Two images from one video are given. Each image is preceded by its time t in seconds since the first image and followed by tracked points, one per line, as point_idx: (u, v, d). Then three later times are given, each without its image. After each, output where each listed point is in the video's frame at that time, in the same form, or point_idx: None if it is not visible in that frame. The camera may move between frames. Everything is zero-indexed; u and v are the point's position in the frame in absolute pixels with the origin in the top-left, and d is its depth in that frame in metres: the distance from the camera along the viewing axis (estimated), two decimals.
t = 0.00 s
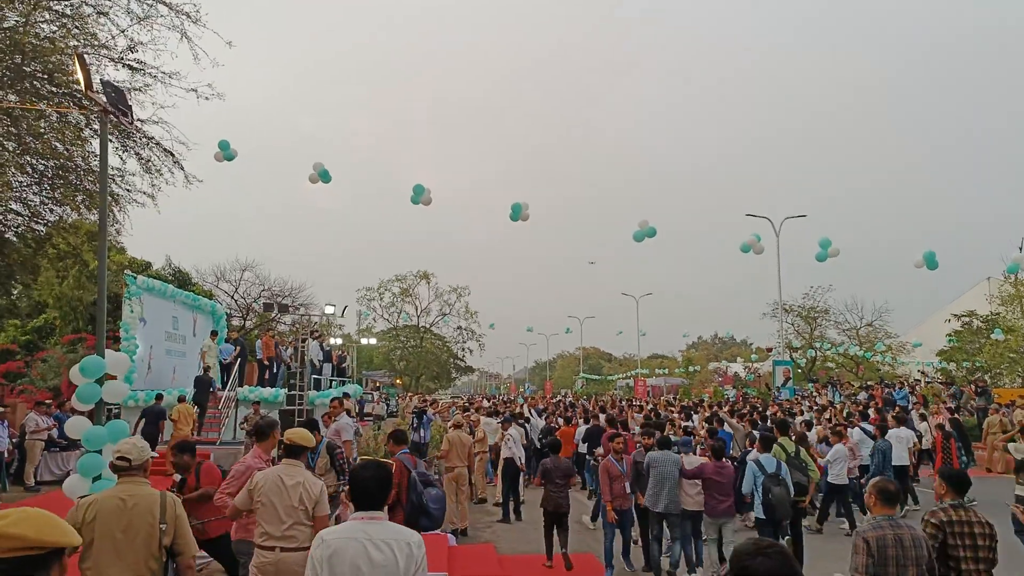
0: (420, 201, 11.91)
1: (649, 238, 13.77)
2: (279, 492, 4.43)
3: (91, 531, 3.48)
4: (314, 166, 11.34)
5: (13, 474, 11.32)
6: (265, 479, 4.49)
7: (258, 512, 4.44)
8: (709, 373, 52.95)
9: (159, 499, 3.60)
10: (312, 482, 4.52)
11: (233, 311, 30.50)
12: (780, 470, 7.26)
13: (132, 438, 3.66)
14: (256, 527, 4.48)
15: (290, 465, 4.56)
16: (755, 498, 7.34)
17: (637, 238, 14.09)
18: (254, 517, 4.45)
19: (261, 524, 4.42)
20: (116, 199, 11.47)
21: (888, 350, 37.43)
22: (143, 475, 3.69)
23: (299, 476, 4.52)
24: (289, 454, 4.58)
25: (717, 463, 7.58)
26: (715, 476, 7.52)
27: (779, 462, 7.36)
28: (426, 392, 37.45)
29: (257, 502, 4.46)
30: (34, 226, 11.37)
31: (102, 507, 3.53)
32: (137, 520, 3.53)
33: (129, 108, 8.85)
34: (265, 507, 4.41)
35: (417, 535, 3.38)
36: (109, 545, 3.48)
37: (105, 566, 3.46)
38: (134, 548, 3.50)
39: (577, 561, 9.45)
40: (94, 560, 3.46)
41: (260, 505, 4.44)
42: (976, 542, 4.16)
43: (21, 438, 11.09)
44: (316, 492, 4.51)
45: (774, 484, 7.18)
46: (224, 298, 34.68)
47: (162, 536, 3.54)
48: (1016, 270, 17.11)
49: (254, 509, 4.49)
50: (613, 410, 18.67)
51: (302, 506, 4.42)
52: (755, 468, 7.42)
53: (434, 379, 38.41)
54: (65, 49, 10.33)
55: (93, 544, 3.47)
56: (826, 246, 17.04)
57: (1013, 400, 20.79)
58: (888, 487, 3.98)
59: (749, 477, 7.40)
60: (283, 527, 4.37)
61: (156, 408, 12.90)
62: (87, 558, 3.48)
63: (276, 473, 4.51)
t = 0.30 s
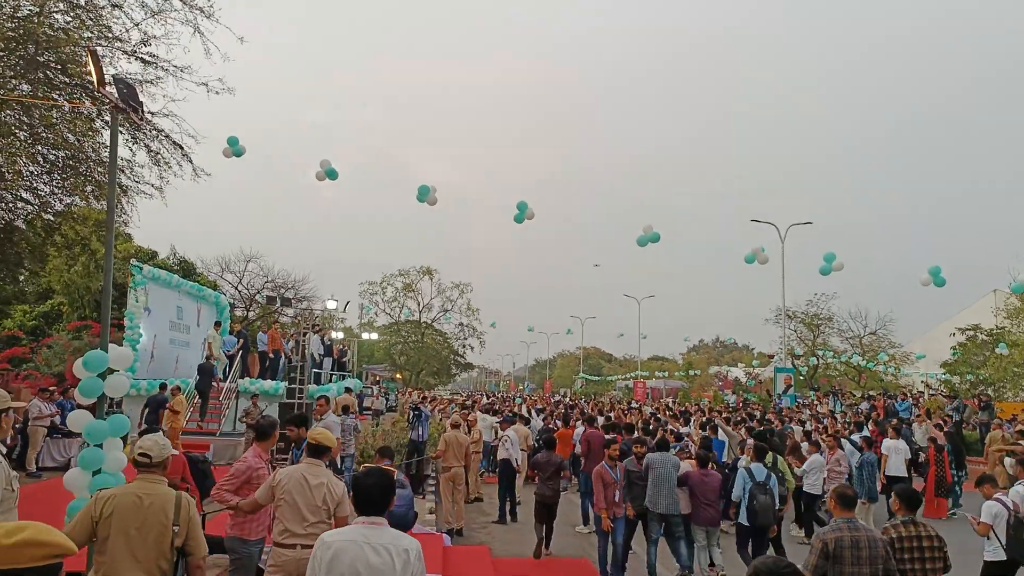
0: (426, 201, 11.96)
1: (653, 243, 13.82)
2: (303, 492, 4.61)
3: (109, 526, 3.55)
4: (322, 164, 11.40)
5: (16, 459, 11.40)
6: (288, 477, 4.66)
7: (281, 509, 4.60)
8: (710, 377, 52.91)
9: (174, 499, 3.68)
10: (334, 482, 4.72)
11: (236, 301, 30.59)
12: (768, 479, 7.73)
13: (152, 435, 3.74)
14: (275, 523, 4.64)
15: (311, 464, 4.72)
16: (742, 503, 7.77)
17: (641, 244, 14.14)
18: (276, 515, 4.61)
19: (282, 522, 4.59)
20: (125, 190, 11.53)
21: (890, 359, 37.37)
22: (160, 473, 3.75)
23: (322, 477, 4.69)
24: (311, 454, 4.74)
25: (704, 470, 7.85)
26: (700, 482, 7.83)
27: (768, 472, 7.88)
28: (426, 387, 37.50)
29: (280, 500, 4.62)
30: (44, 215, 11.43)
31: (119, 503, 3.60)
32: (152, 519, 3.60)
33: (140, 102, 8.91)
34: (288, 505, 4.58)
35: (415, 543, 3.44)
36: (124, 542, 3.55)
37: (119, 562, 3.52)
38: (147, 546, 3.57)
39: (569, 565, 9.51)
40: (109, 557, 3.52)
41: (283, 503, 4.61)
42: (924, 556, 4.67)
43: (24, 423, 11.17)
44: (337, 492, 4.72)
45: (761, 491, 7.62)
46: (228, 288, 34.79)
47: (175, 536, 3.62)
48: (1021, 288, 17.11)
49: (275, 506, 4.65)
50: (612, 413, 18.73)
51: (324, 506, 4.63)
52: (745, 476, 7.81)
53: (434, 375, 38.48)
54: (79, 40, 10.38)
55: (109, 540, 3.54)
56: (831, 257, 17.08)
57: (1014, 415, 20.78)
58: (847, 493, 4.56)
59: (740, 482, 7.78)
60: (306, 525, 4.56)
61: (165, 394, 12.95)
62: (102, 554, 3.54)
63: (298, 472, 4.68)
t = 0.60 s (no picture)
0: (435, 203, 11.96)
1: (660, 254, 13.80)
2: (322, 490, 4.65)
3: (124, 519, 3.55)
4: (333, 162, 11.42)
5: (21, 446, 11.44)
6: (306, 475, 4.68)
7: (298, 507, 4.62)
8: (714, 383, 52.76)
9: (188, 497, 3.72)
10: (349, 483, 4.81)
11: (243, 295, 30.67)
12: (758, 485, 8.00)
13: (170, 431, 3.75)
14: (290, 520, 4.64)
15: (325, 463, 4.77)
16: (732, 510, 7.99)
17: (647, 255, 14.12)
18: (292, 511, 4.63)
19: (299, 519, 4.61)
20: (136, 182, 11.57)
21: (897, 371, 37.17)
22: (175, 470, 3.77)
23: (340, 477, 4.75)
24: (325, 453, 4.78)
25: (700, 476, 8.27)
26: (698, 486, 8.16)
27: (759, 479, 8.13)
28: (430, 385, 37.50)
29: (297, 497, 4.63)
30: (54, 205, 11.46)
31: (135, 497, 3.60)
32: (167, 516, 3.61)
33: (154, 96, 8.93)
34: (307, 503, 4.61)
35: (419, 545, 3.44)
36: (138, 537, 3.54)
37: (130, 557, 3.50)
38: (161, 542, 3.58)
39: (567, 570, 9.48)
40: (121, 550, 3.51)
41: (300, 501, 4.62)
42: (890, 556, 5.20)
43: (30, 412, 11.21)
44: (352, 493, 4.82)
45: (751, 496, 7.87)
46: (236, 281, 34.92)
47: (187, 534, 3.65)
48: None
49: (291, 503, 4.66)
50: (614, 416, 18.72)
51: (342, 506, 4.71)
52: (736, 482, 8.09)
53: (439, 373, 38.55)
54: (95, 32, 10.42)
55: (123, 533, 3.53)
56: (839, 268, 17.03)
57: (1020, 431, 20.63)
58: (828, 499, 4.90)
59: (731, 490, 8.01)
60: (324, 523, 4.61)
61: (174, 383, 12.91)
62: (114, 546, 3.53)
63: (316, 471, 4.71)
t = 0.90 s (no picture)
0: (436, 203, 11.97)
1: (662, 253, 13.79)
2: (328, 487, 4.66)
3: (129, 516, 3.56)
4: (333, 163, 11.42)
5: (22, 445, 11.46)
6: (311, 472, 4.69)
7: (303, 504, 4.63)
8: (716, 382, 52.71)
9: (193, 495, 3.72)
10: (355, 479, 4.81)
11: (245, 295, 30.70)
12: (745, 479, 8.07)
13: (175, 430, 3.78)
14: (295, 516, 4.67)
15: (329, 459, 4.75)
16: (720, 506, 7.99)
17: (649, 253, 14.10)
18: (297, 508, 4.65)
19: (305, 516, 4.62)
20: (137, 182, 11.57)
21: (899, 370, 37.12)
22: (181, 468, 3.78)
23: (346, 474, 4.75)
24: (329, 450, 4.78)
25: (693, 466, 8.28)
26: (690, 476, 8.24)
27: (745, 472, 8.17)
28: (432, 384, 37.51)
29: (303, 493, 4.65)
30: (56, 204, 11.47)
31: (140, 493, 3.61)
32: (172, 513, 3.62)
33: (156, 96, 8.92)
34: (313, 499, 4.62)
35: (421, 539, 3.44)
36: (143, 534, 3.55)
37: (135, 553, 3.52)
38: (166, 539, 3.58)
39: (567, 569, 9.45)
40: (125, 547, 3.52)
41: (306, 497, 4.63)
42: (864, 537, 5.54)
43: (32, 411, 11.22)
44: (358, 488, 4.82)
45: (740, 491, 7.92)
46: (238, 281, 34.96)
47: (192, 532, 3.66)
48: None
49: (297, 500, 4.67)
50: (617, 416, 18.71)
51: (348, 502, 4.70)
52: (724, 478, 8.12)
53: (440, 373, 38.57)
54: (96, 32, 10.42)
55: (127, 529, 3.54)
56: (840, 267, 17.01)
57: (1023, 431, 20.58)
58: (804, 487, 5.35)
59: (719, 486, 8.03)
60: (329, 519, 4.61)
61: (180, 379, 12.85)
62: (118, 543, 3.54)
63: (321, 468, 4.70)
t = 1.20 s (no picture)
0: (443, 201, 11.96)
1: (670, 249, 13.75)
2: (335, 487, 4.65)
3: (143, 515, 3.55)
4: (341, 164, 11.42)
5: (33, 447, 11.50)
6: (319, 472, 4.68)
7: (312, 504, 4.62)
8: (723, 382, 52.56)
9: (207, 494, 3.71)
10: (362, 477, 4.80)
11: (252, 296, 30.80)
12: (743, 477, 8.28)
13: (188, 430, 3.78)
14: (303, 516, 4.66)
15: (334, 459, 4.74)
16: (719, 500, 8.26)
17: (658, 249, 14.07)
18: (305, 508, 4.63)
19: (314, 515, 4.61)
20: (145, 183, 11.60)
21: (907, 368, 36.94)
22: (194, 468, 3.77)
23: (353, 472, 4.73)
24: (337, 450, 4.78)
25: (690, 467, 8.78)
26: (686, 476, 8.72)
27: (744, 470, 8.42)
28: (438, 384, 37.54)
29: (311, 494, 4.63)
30: (64, 206, 11.49)
31: (154, 492, 3.60)
32: (186, 513, 3.61)
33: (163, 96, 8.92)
34: (321, 499, 4.61)
35: (431, 528, 3.50)
36: (157, 533, 3.54)
37: (150, 552, 3.51)
38: (181, 538, 3.58)
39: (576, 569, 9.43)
40: (141, 546, 3.52)
41: (314, 497, 4.62)
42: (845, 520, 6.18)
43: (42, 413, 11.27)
44: (365, 486, 4.80)
45: (738, 488, 8.19)
46: (245, 282, 35.06)
47: (207, 531, 3.65)
48: None
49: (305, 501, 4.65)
50: (625, 415, 18.68)
51: (356, 501, 4.69)
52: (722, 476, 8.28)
53: (447, 373, 38.61)
54: (104, 34, 10.44)
55: (142, 528, 3.54)
56: (849, 264, 16.94)
57: None
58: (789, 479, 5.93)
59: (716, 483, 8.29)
60: (338, 517, 4.59)
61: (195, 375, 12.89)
62: (133, 542, 3.53)
63: (329, 468, 4.69)
